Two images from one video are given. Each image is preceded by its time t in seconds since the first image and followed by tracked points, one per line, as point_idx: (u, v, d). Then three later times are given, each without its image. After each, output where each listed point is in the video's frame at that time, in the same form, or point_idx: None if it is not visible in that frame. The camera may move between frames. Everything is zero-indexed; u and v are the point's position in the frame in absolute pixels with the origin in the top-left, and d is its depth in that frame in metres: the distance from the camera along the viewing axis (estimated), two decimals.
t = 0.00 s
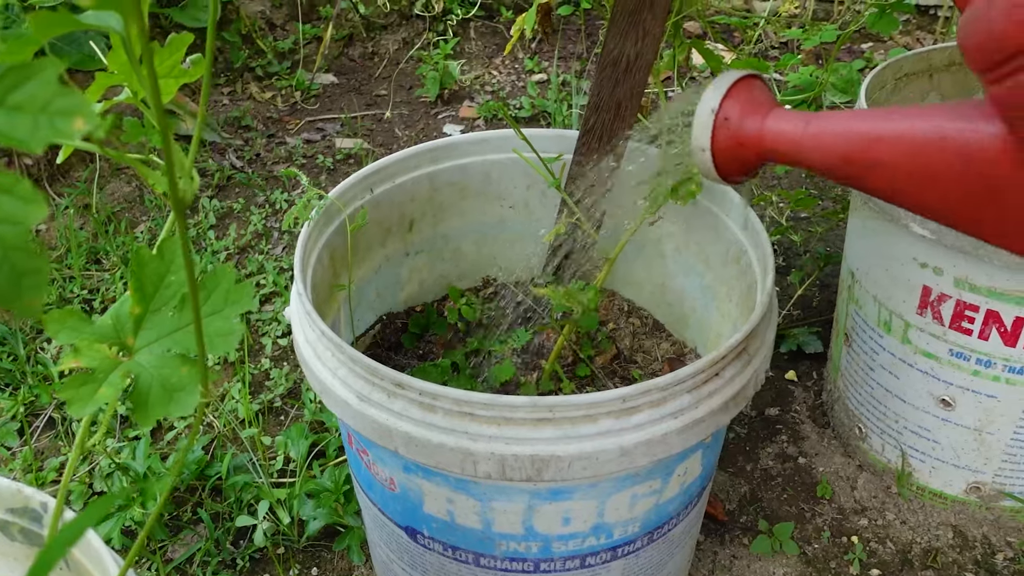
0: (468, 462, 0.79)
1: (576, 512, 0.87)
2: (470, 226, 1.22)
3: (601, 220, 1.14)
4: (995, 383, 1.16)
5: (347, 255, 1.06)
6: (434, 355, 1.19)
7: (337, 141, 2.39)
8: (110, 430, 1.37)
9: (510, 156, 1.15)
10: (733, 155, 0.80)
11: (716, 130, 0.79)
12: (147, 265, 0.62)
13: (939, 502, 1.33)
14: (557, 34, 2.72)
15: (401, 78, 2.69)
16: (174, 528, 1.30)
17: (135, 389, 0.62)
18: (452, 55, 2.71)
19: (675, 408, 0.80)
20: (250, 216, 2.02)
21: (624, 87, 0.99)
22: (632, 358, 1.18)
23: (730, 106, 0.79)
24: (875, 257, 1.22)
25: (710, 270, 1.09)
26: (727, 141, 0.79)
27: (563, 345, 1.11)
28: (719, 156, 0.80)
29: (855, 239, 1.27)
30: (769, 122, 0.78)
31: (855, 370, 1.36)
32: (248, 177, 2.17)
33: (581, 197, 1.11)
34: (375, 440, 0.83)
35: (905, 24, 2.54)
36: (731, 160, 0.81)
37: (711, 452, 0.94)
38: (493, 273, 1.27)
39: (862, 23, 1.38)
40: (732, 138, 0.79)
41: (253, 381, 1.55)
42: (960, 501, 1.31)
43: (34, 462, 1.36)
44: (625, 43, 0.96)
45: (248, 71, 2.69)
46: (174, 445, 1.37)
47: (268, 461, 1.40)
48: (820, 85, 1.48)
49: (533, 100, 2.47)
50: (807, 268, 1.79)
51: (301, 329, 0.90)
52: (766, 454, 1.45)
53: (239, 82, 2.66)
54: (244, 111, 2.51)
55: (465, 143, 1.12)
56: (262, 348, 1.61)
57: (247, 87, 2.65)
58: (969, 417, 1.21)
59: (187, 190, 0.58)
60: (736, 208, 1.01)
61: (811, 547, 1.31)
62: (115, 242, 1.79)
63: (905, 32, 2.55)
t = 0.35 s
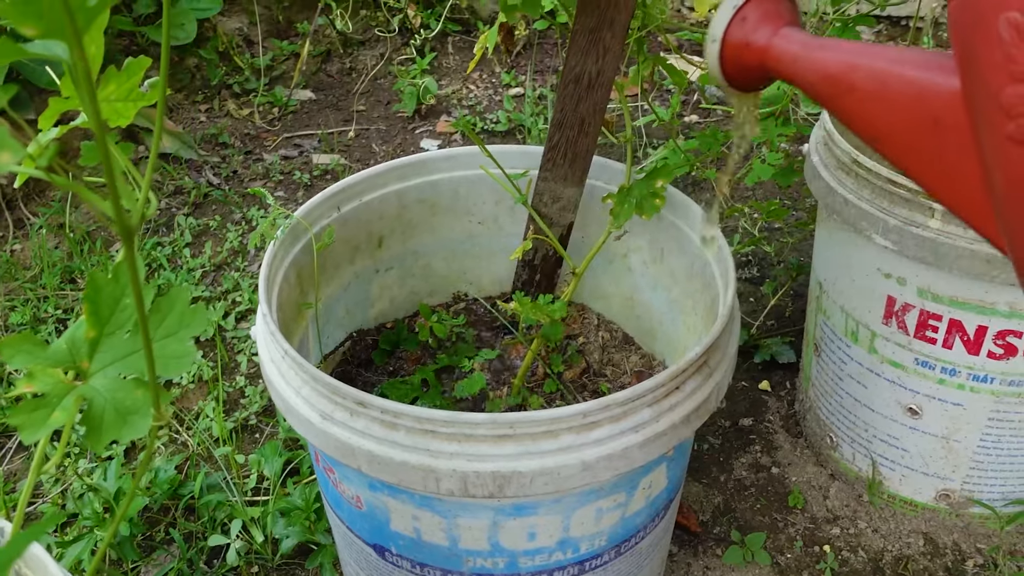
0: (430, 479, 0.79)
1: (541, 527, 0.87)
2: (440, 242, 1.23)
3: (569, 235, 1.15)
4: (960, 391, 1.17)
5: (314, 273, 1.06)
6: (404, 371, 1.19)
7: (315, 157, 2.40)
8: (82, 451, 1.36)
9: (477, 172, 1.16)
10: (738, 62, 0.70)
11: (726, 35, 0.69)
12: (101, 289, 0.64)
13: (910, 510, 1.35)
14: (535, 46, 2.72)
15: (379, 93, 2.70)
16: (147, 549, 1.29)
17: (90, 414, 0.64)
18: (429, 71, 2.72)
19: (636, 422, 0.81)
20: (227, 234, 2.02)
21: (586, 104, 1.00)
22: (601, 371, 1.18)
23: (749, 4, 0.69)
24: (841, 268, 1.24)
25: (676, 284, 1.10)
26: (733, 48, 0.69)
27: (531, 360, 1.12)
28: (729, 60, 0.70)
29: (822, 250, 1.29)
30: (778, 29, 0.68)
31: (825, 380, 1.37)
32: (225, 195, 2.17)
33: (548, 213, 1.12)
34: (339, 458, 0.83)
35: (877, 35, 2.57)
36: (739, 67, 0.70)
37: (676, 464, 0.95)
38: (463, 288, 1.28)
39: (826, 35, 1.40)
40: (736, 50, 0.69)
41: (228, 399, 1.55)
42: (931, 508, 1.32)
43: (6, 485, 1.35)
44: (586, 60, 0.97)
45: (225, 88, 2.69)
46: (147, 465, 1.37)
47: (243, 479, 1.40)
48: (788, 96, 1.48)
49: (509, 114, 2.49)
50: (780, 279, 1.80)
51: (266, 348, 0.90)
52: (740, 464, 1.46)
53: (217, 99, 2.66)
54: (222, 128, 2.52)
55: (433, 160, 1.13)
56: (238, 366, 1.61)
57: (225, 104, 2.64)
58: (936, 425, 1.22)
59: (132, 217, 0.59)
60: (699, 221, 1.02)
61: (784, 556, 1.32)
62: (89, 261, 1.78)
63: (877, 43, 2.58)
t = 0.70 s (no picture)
0: (385, 497, 0.80)
1: (500, 542, 0.88)
2: (405, 259, 1.23)
3: (532, 251, 1.16)
4: (921, 401, 1.19)
5: (276, 292, 1.06)
6: (370, 388, 1.19)
7: (289, 172, 2.40)
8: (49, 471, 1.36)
9: (440, 189, 1.17)
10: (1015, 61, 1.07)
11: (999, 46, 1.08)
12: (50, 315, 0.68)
13: (876, 519, 1.36)
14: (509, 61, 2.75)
15: (355, 108, 2.71)
16: (115, 569, 1.29)
17: (35, 438, 0.67)
18: (406, 85, 2.74)
19: (590, 438, 0.81)
20: (200, 250, 2.01)
21: (545, 121, 1.01)
22: (565, 386, 1.18)
23: None
24: (803, 281, 1.25)
25: (638, 298, 1.11)
26: (1008, 51, 1.07)
27: (495, 376, 1.12)
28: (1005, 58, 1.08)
29: (786, 263, 1.30)
30: None
31: (791, 391, 1.38)
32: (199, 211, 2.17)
33: (510, 228, 1.12)
34: (296, 477, 0.84)
35: (849, 46, 2.59)
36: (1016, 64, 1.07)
37: (636, 478, 0.96)
38: (430, 304, 1.28)
39: (788, 51, 1.41)
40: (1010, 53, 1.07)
41: (199, 417, 1.55)
42: (896, 517, 1.34)
43: None
44: (543, 79, 0.98)
45: (201, 104, 2.69)
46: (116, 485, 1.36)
47: (212, 497, 1.39)
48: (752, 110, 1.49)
49: (485, 128, 2.50)
50: (751, 290, 1.82)
51: (225, 367, 0.91)
52: (710, 476, 1.47)
53: (192, 115, 2.65)
54: (196, 143, 2.51)
55: (396, 178, 1.14)
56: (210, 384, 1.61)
57: (200, 119, 2.64)
58: (898, 435, 1.24)
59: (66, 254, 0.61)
60: (658, 237, 1.03)
61: (751, 567, 1.33)
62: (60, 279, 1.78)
63: (849, 54, 2.61)
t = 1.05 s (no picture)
0: (344, 515, 0.80)
1: (462, 558, 0.88)
2: (372, 275, 1.24)
3: (497, 267, 1.17)
4: (884, 410, 1.20)
5: (241, 310, 1.07)
6: (338, 405, 1.19)
7: (264, 188, 2.40)
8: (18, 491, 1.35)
9: (405, 206, 1.18)
10: None
11: None
12: None
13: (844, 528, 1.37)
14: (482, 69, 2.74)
15: (332, 123, 2.72)
16: None
17: None
18: (382, 100, 2.75)
19: (548, 453, 0.82)
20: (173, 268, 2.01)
21: (506, 138, 1.03)
22: (532, 400, 1.19)
23: None
24: (767, 293, 1.26)
25: (602, 312, 1.12)
26: None
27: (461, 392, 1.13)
28: None
29: (751, 275, 1.31)
30: None
31: (759, 402, 1.39)
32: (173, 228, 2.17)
33: (474, 244, 1.13)
34: (256, 496, 0.84)
35: (820, 58, 2.62)
36: None
37: (599, 492, 0.96)
38: (398, 319, 1.29)
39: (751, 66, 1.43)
40: None
41: (171, 435, 1.55)
42: (863, 526, 1.35)
43: None
44: (502, 97, 0.99)
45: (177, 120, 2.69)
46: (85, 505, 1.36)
47: (183, 516, 1.39)
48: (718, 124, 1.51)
49: (460, 143, 2.51)
50: (723, 301, 1.83)
51: (186, 387, 0.91)
52: (681, 487, 1.48)
53: (167, 131, 2.65)
54: (171, 160, 2.51)
55: (360, 196, 1.15)
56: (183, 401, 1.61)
57: (176, 136, 2.64)
58: (863, 444, 1.25)
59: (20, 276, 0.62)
60: (620, 251, 1.04)
61: None
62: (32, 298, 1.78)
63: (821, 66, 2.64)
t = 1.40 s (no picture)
0: (309, 529, 0.80)
1: (429, 571, 0.89)
2: (342, 289, 1.24)
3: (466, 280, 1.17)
4: (852, 419, 1.21)
5: (209, 326, 1.07)
6: (309, 420, 1.19)
7: (242, 203, 2.40)
8: None
9: (374, 220, 1.19)
10: None
11: None
12: None
13: (817, 536, 1.38)
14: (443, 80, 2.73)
15: (310, 136, 2.72)
16: None
17: None
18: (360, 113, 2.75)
19: (512, 465, 0.83)
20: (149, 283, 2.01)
21: (472, 153, 1.03)
22: (503, 413, 1.19)
23: None
24: (736, 303, 1.28)
25: (571, 324, 1.13)
26: None
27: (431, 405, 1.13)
28: None
29: (721, 285, 1.33)
30: None
31: (731, 411, 1.40)
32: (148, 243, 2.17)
33: (443, 257, 1.14)
34: (222, 512, 0.84)
35: (795, 68, 2.65)
36: None
37: (567, 503, 0.97)
38: (370, 333, 1.29)
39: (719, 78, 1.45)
40: None
41: (145, 452, 1.54)
42: (835, 534, 1.36)
43: None
44: (467, 112, 1.00)
45: (154, 135, 2.69)
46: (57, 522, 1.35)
47: (156, 532, 1.39)
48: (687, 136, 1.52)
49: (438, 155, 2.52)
50: (697, 311, 1.85)
51: (152, 404, 0.91)
52: (655, 497, 1.49)
53: (144, 146, 2.65)
54: (147, 175, 2.51)
55: (330, 211, 1.15)
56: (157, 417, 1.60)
57: (153, 150, 2.64)
58: (832, 452, 1.26)
59: None
60: (586, 263, 1.05)
61: None
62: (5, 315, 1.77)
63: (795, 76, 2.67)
